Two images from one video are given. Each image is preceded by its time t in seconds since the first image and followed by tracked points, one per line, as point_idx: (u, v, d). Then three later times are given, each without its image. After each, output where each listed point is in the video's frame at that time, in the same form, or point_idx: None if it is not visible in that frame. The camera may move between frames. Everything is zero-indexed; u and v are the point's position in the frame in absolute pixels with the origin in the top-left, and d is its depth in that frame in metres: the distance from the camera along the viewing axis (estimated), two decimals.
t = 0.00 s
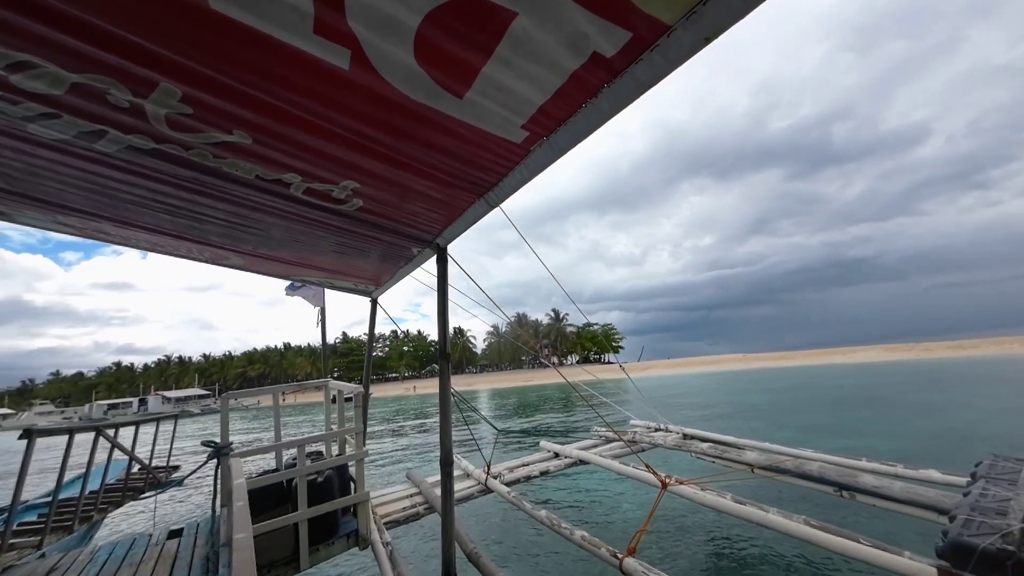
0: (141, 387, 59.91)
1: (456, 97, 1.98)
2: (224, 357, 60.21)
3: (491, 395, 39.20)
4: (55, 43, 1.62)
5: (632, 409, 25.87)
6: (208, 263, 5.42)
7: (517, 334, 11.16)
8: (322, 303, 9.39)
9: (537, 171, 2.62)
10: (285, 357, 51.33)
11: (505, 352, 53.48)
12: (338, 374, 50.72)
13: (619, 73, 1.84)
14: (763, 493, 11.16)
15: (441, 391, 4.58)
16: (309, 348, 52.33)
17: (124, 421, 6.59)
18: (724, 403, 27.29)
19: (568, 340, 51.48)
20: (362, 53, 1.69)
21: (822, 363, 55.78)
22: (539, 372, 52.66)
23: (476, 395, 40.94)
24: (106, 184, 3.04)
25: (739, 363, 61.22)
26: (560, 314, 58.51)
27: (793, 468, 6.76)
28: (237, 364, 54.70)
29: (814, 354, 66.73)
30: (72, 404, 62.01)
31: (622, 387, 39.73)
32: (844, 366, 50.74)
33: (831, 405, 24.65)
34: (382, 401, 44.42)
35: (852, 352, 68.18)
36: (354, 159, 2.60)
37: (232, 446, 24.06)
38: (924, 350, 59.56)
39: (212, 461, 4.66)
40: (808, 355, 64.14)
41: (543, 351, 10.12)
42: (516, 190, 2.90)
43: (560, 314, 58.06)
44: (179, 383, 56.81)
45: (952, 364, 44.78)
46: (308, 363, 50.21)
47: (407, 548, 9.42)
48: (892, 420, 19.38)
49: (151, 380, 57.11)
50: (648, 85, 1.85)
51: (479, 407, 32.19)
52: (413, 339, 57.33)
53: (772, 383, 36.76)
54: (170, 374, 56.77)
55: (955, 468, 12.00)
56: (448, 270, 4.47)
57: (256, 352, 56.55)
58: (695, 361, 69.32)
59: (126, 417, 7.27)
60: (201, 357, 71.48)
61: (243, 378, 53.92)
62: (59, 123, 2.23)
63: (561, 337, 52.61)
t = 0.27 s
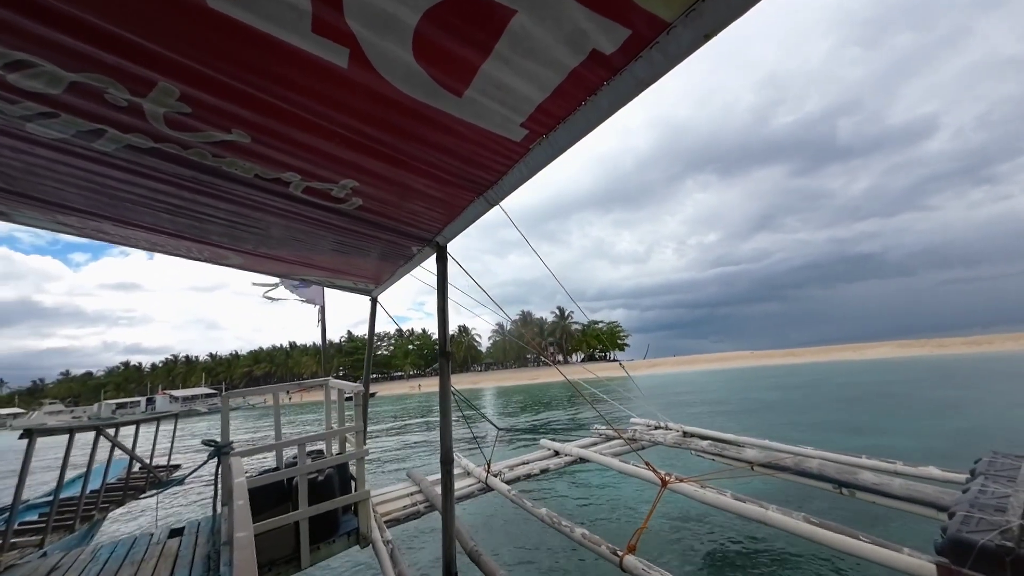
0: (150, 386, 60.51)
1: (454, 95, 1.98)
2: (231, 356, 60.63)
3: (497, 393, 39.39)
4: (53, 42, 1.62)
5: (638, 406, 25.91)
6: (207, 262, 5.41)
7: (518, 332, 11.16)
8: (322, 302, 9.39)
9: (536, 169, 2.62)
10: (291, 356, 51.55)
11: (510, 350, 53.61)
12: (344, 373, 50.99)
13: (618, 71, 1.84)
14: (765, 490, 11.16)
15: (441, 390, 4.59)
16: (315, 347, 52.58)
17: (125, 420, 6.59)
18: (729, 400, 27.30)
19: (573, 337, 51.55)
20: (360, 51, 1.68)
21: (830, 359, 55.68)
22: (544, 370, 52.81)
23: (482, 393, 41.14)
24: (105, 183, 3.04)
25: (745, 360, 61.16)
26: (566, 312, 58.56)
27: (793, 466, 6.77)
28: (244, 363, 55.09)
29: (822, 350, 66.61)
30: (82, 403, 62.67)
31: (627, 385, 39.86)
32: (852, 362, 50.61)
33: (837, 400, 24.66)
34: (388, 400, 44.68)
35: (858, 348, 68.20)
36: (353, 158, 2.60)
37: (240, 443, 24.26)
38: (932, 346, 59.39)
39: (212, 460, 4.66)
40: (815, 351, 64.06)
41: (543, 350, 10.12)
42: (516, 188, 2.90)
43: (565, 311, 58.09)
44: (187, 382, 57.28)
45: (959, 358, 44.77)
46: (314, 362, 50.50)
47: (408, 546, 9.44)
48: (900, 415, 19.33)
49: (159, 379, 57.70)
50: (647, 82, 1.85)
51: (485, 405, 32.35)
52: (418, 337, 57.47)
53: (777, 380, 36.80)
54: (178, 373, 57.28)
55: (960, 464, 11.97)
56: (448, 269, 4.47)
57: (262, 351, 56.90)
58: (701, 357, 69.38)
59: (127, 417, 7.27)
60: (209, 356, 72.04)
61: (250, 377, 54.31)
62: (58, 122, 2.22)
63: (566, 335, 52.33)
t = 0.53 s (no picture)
0: (158, 385, 61.00)
1: (453, 93, 1.98)
2: (237, 356, 60.96)
3: (502, 391, 39.51)
4: (50, 39, 1.61)
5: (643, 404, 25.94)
6: (207, 261, 5.40)
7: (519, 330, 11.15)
8: (321, 301, 9.37)
9: (536, 167, 2.62)
10: (296, 355, 51.70)
11: (515, 347, 53.61)
12: (350, 372, 51.24)
13: (618, 68, 1.84)
14: (766, 487, 11.16)
15: (441, 388, 4.59)
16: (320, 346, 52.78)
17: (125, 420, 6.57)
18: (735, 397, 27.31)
19: (578, 335, 51.61)
20: (359, 49, 1.68)
21: (838, 355, 55.58)
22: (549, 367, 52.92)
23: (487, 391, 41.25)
24: (104, 182, 3.03)
25: (752, 356, 61.08)
26: (571, 310, 58.57)
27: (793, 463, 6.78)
28: (250, 362, 55.44)
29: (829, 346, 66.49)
30: (92, 403, 63.24)
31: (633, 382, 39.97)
32: (859, 358, 50.49)
33: (843, 396, 24.64)
34: (394, 398, 44.89)
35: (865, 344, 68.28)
36: (352, 155, 2.59)
37: (248, 441, 24.43)
38: (939, 341, 59.29)
39: (212, 459, 4.67)
40: (823, 347, 63.96)
41: (542, 348, 10.12)
42: (515, 186, 2.89)
43: (570, 309, 58.07)
44: (194, 381, 57.68)
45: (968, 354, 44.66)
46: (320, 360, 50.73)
47: (409, 544, 9.47)
48: (908, 410, 19.27)
49: (168, 379, 58.33)
50: (647, 80, 1.85)
51: (489, 403, 32.42)
52: (423, 335, 57.52)
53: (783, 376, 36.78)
54: (185, 373, 57.76)
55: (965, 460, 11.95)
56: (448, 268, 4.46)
57: (267, 351, 57.23)
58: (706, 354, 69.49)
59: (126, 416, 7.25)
60: (216, 355, 72.54)
61: (256, 376, 54.62)
62: (56, 120, 2.22)
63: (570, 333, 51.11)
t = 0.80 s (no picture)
0: (165, 383, 61.42)
1: (453, 91, 1.98)
2: (242, 355, 61.28)
3: (507, 390, 39.70)
4: (48, 37, 1.60)
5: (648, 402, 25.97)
6: (207, 260, 5.40)
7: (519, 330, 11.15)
8: (320, 300, 9.37)
9: (535, 166, 2.62)
10: (302, 355, 51.89)
11: (519, 346, 53.69)
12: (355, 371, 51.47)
13: (617, 67, 1.83)
14: (766, 486, 11.17)
15: (441, 387, 4.59)
16: (324, 345, 52.96)
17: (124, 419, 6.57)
18: (740, 396, 27.31)
19: (583, 334, 51.69)
20: (359, 47, 1.68)
21: (845, 353, 55.45)
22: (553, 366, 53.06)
23: (492, 390, 41.42)
24: (103, 181, 3.03)
25: (758, 355, 60.99)
26: (576, 308, 58.59)
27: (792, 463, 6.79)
28: (255, 360, 55.76)
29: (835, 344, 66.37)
30: (99, 401, 63.82)
31: (636, 381, 40.08)
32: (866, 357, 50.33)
33: (847, 394, 24.64)
34: (399, 397, 45.11)
35: (869, 342, 68.28)
36: (351, 154, 2.59)
37: (253, 440, 24.57)
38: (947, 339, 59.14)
39: (212, 458, 4.66)
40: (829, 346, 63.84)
41: (541, 347, 10.12)
42: (515, 185, 2.89)
43: (575, 307, 58.07)
44: (200, 379, 58.09)
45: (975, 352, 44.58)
46: (324, 359, 50.97)
47: (411, 542, 9.49)
48: (915, 408, 19.22)
49: (175, 378, 58.82)
50: (647, 79, 1.85)
51: (493, 401, 32.55)
52: (427, 334, 57.63)
53: (788, 375, 36.76)
54: (191, 371, 58.16)
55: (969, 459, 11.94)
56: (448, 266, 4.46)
57: (272, 349, 57.51)
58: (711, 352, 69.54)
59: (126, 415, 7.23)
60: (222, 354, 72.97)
61: (262, 375, 54.94)
62: (55, 119, 2.22)
63: (576, 333, 51.42)
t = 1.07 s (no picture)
0: (171, 381, 61.86)
1: (452, 90, 1.97)
2: (247, 352, 61.53)
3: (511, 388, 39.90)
4: (45, 36, 1.60)
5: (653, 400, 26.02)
6: (205, 258, 5.38)
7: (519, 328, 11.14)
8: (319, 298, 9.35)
9: (535, 164, 2.61)
10: (306, 352, 52.08)
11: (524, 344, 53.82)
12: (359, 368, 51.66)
13: (617, 66, 1.83)
14: (766, 485, 11.19)
15: (440, 385, 4.59)
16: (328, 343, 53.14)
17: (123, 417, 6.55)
18: (745, 394, 27.33)
19: (588, 332, 51.76)
20: (358, 46, 1.68)
21: (851, 351, 55.45)
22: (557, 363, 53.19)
23: (496, 387, 41.63)
24: (100, 179, 3.02)
25: (762, 353, 60.92)
26: (580, 306, 58.62)
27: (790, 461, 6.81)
28: (260, 358, 56.10)
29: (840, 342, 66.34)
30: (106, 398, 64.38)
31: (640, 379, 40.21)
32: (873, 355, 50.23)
33: (851, 392, 24.67)
34: (404, 394, 45.33)
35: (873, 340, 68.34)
36: (350, 153, 2.58)
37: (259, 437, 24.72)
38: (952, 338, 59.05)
39: (211, 456, 4.66)
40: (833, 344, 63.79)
41: (542, 346, 10.11)
42: (514, 184, 2.88)
43: (580, 305, 57.99)
44: (206, 377, 58.46)
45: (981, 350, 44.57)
46: (329, 357, 51.19)
47: (411, 540, 9.51)
48: (921, 406, 19.21)
49: (181, 375, 59.26)
50: (646, 78, 1.84)
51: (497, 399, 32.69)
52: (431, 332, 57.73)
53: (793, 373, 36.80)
54: (197, 369, 58.54)
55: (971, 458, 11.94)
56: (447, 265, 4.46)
57: (276, 347, 57.78)
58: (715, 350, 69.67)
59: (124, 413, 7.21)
60: (228, 352, 73.40)
61: (267, 373, 55.23)
62: (52, 117, 2.21)
63: (581, 331, 51.14)
